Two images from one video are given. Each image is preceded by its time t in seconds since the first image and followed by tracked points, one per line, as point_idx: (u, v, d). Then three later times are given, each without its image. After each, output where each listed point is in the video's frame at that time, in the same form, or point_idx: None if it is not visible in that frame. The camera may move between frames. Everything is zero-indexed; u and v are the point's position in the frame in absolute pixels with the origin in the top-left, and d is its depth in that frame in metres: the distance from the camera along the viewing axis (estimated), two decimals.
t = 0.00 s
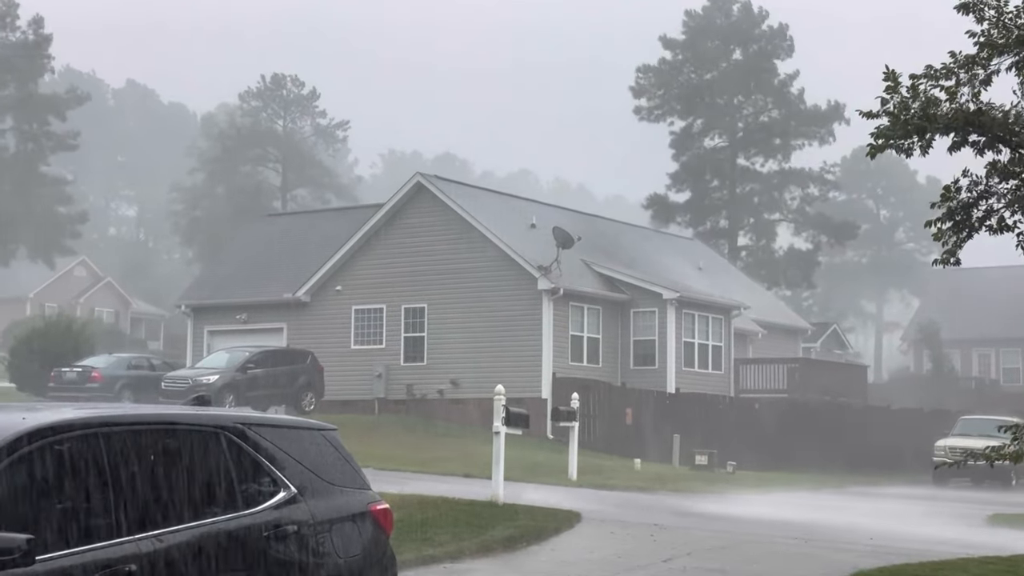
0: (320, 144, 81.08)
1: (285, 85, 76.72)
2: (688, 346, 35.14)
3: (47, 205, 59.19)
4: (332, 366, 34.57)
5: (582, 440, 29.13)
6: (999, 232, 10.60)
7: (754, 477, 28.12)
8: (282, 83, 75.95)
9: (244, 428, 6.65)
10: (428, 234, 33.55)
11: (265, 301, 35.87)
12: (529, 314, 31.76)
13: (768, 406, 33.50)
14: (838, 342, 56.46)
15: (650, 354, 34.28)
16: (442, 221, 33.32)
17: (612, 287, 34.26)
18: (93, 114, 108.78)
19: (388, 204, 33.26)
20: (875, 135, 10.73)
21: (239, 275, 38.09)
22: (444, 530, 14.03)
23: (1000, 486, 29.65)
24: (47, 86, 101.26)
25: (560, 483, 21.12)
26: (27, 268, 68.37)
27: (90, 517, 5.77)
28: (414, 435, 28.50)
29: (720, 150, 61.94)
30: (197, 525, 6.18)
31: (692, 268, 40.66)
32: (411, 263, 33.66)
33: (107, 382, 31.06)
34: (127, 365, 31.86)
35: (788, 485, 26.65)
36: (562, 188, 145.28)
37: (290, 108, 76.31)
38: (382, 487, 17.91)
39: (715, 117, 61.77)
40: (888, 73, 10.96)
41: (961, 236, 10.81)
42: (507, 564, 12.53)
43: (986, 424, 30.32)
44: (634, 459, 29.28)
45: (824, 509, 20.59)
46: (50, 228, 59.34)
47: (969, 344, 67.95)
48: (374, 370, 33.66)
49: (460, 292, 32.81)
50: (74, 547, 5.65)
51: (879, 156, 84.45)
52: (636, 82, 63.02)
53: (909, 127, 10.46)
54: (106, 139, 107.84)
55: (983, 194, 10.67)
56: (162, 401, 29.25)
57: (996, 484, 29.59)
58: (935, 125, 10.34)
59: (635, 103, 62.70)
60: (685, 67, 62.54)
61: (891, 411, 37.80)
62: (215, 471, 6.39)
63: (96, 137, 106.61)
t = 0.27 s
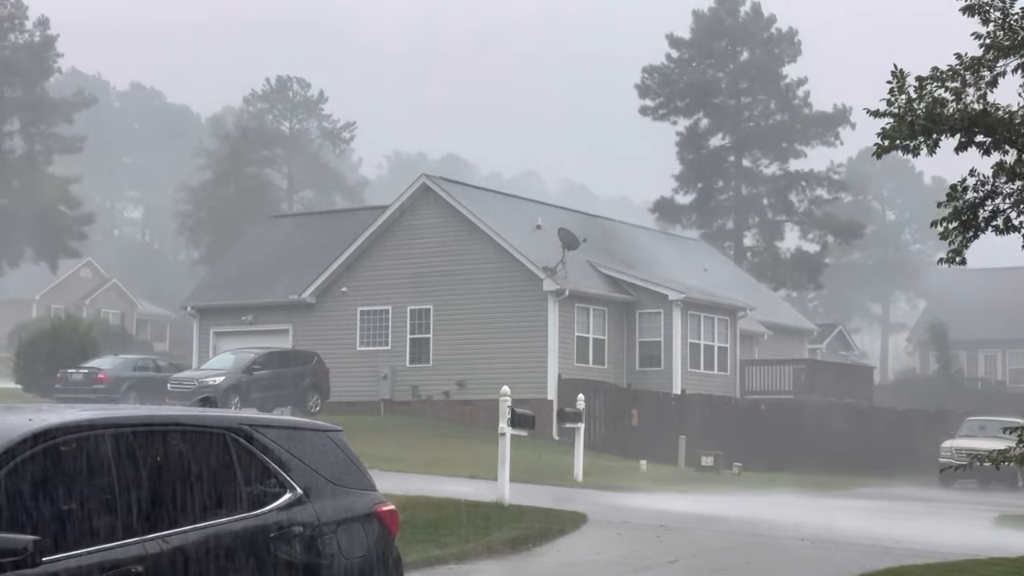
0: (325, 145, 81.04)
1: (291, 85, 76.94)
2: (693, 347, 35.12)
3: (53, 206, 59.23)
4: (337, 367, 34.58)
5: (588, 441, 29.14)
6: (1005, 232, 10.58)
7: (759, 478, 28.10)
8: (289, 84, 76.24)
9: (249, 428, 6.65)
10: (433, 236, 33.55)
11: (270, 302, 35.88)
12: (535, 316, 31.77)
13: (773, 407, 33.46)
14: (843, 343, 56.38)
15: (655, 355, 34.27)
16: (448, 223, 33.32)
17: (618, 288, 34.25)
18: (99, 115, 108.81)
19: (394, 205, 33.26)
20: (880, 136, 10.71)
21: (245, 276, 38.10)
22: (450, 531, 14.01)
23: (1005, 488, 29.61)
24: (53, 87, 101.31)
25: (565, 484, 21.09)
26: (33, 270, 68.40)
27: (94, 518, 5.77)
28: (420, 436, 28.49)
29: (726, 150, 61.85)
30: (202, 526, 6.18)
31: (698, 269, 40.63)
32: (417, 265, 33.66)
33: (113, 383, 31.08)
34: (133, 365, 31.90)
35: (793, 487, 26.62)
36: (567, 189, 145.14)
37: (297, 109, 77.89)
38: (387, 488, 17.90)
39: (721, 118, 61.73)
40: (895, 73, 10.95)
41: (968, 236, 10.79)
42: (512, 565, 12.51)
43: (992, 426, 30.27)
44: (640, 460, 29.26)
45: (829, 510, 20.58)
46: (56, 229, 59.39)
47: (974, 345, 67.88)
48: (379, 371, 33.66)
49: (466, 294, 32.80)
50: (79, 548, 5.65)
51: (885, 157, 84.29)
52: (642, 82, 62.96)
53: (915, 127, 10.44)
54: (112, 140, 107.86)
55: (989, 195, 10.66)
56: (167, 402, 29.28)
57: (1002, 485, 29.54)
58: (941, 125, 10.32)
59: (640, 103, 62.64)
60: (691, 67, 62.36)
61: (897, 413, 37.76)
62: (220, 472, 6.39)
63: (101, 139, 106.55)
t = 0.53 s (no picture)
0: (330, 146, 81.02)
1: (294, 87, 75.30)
2: (699, 348, 35.11)
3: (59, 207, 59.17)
4: (343, 368, 34.60)
5: (594, 442, 29.16)
6: (1013, 234, 10.55)
7: (765, 479, 28.08)
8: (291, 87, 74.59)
9: (254, 430, 6.64)
10: (439, 237, 33.55)
11: (275, 304, 35.89)
12: (540, 317, 31.75)
13: (779, 408, 33.42)
14: (850, 343, 56.24)
15: (661, 356, 34.25)
16: (453, 224, 33.32)
17: (624, 289, 34.24)
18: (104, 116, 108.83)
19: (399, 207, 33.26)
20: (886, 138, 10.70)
21: (250, 278, 38.09)
22: (456, 532, 14.01)
23: (1012, 488, 29.55)
24: (58, 89, 101.37)
25: (571, 486, 21.09)
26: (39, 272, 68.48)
27: (99, 521, 5.77)
28: (426, 437, 28.48)
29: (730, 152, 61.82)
30: (206, 528, 6.18)
31: (704, 270, 40.58)
32: (422, 266, 33.67)
33: (119, 385, 31.12)
34: (138, 367, 31.93)
35: (800, 488, 26.59)
36: (573, 190, 145.09)
37: (301, 111, 74.95)
38: (393, 490, 17.89)
39: (726, 118, 61.65)
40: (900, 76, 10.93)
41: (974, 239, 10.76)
42: (518, 567, 12.51)
43: (998, 427, 30.22)
44: (646, 461, 29.26)
45: (835, 511, 20.56)
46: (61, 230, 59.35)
47: (981, 346, 67.77)
48: (385, 372, 33.69)
49: (471, 296, 32.81)
50: (83, 550, 5.64)
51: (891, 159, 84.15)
52: (647, 83, 62.89)
53: (921, 128, 10.41)
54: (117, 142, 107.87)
55: (995, 197, 10.64)
56: (173, 403, 29.29)
57: (1009, 486, 29.49)
58: (947, 127, 10.31)
59: (645, 103, 62.58)
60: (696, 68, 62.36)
61: (902, 415, 37.70)
62: (225, 476, 6.38)
63: (107, 140, 106.63)
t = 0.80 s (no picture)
0: (334, 147, 81.13)
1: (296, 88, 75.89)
2: (704, 349, 35.10)
3: (64, 209, 59.25)
4: (347, 370, 34.61)
5: (598, 443, 29.17)
6: (1017, 235, 10.54)
7: (771, 480, 28.06)
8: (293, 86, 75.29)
9: (260, 432, 6.65)
10: (444, 238, 33.56)
11: (280, 305, 35.90)
12: (544, 318, 31.73)
13: (785, 409, 33.38)
14: (854, 344, 56.16)
15: (665, 357, 34.24)
16: (458, 225, 33.33)
17: (628, 291, 34.23)
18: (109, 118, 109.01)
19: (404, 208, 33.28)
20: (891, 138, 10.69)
21: (255, 280, 38.11)
22: (461, 533, 14.01)
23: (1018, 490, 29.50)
24: (64, 91, 101.55)
25: (576, 487, 21.09)
26: (43, 273, 68.56)
27: (105, 521, 5.77)
28: (431, 438, 28.48)
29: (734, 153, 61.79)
30: (212, 530, 6.18)
31: (708, 272, 40.57)
32: (427, 267, 33.67)
33: (123, 386, 31.14)
34: (143, 368, 31.96)
35: (805, 489, 26.59)
36: (576, 193, 145.14)
37: (303, 111, 75.88)
38: (398, 491, 17.90)
39: (731, 120, 61.63)
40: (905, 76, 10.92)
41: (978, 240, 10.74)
42: (522, 568, 12.50)
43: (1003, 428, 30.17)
44: (650, 463, 29.25)
45: (840, 513, 20.56)
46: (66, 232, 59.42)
47: (986, 347, 67.65)
48: (389, 374, 33.70)
49: (475, 297, 32.80)
50: (90, 551, 5.66)
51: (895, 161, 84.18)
52: (652, 85, 62.93)
53: (925, 129, 10.40)
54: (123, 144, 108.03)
55: (1000, 198, 10.61)
56: (177, 405, 29.32)
57: (1014, 488, 29.47)
58: (952, 127, 10.31)
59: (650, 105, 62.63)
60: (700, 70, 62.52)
61: (907, 416, 37.63)
62: (231, 477, 6.39)
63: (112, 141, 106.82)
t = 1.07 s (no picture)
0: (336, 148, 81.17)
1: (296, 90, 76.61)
2: (707, 350, 35.08)
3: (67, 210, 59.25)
4: (350, 370, 34.60)
5: (600, 444, 29.17)
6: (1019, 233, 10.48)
7: (774, 481, 28.05)
8: (294, 88, 76.30)
9: (264, 432, 6.65)
10: (447, 239, 33.55)
11: (283, 306, 35.91)
12: (547, 319, 31.74)
13: (788, 410, 33.35)
14: (858, 345, 56.14)
15: (668, 358, 34.22)
16: (461, 226, 33.33)
17: (631, 292, 34.22)
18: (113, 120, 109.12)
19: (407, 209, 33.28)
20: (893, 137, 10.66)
21: (258, 281, 38.11)
22: (464, 535, 14.01)
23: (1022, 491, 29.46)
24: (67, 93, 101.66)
25: (579, 488, 21.07)
26: (46, 274, 68.59)
27: (110, 521, 5.76)
28: (434, 439, 28.46)
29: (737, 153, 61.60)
30: (216, 530, 6.18)
31: (711, 272, 40.56)
32: (430, 268, 33.66)
33: (127, 387, 31.14)
34: (147, 369, 31.97)
35: (809, 490, 26.56)
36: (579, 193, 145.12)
37: (303, 111, 77.31)
38: (401, 492, 17.89)
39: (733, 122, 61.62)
40: (909, 74, 10.89)
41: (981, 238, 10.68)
42: (525, 570, 12.46)
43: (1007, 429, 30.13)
44: (653, 463, 29.24)
45: (844, 513, 20.56)
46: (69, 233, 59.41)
47: (990, 347, 67.59)
48: (392, 374, 33.68)
49: (478, 297, 32.78)
50: (95, 552, 5.65)
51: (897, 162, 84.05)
52: (654, 88, 62.99)
53: (928, 127, 10.35)
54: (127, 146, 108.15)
55: (1004, 196, 10.56)
56: (181, 406, 29.30)
57: (1017, 488, 29.47)
58: (956, 126, 10.24)
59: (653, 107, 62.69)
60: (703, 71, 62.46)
61: (910, 417, 37.60)
62: (234, 477, 6.39)
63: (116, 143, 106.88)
